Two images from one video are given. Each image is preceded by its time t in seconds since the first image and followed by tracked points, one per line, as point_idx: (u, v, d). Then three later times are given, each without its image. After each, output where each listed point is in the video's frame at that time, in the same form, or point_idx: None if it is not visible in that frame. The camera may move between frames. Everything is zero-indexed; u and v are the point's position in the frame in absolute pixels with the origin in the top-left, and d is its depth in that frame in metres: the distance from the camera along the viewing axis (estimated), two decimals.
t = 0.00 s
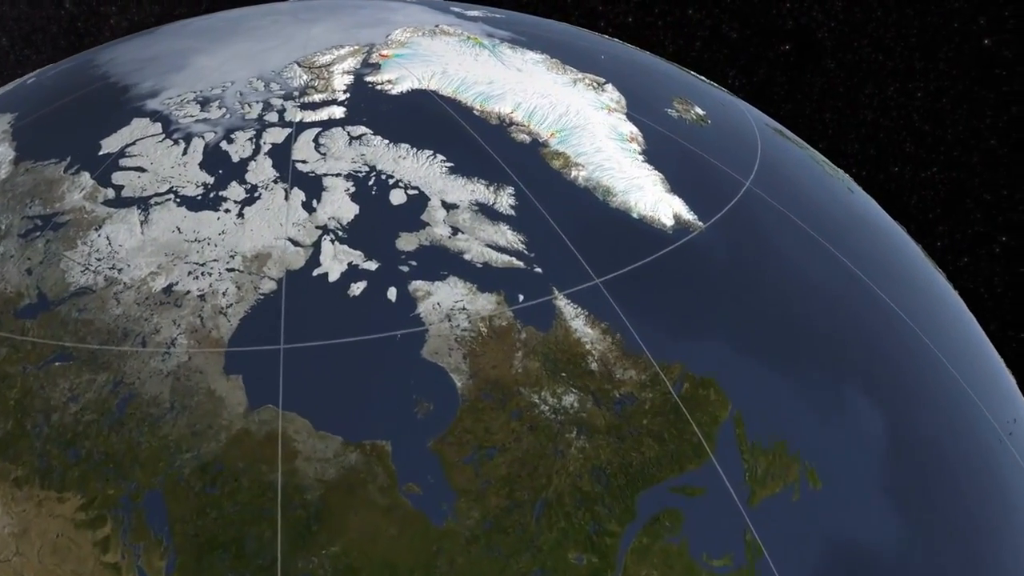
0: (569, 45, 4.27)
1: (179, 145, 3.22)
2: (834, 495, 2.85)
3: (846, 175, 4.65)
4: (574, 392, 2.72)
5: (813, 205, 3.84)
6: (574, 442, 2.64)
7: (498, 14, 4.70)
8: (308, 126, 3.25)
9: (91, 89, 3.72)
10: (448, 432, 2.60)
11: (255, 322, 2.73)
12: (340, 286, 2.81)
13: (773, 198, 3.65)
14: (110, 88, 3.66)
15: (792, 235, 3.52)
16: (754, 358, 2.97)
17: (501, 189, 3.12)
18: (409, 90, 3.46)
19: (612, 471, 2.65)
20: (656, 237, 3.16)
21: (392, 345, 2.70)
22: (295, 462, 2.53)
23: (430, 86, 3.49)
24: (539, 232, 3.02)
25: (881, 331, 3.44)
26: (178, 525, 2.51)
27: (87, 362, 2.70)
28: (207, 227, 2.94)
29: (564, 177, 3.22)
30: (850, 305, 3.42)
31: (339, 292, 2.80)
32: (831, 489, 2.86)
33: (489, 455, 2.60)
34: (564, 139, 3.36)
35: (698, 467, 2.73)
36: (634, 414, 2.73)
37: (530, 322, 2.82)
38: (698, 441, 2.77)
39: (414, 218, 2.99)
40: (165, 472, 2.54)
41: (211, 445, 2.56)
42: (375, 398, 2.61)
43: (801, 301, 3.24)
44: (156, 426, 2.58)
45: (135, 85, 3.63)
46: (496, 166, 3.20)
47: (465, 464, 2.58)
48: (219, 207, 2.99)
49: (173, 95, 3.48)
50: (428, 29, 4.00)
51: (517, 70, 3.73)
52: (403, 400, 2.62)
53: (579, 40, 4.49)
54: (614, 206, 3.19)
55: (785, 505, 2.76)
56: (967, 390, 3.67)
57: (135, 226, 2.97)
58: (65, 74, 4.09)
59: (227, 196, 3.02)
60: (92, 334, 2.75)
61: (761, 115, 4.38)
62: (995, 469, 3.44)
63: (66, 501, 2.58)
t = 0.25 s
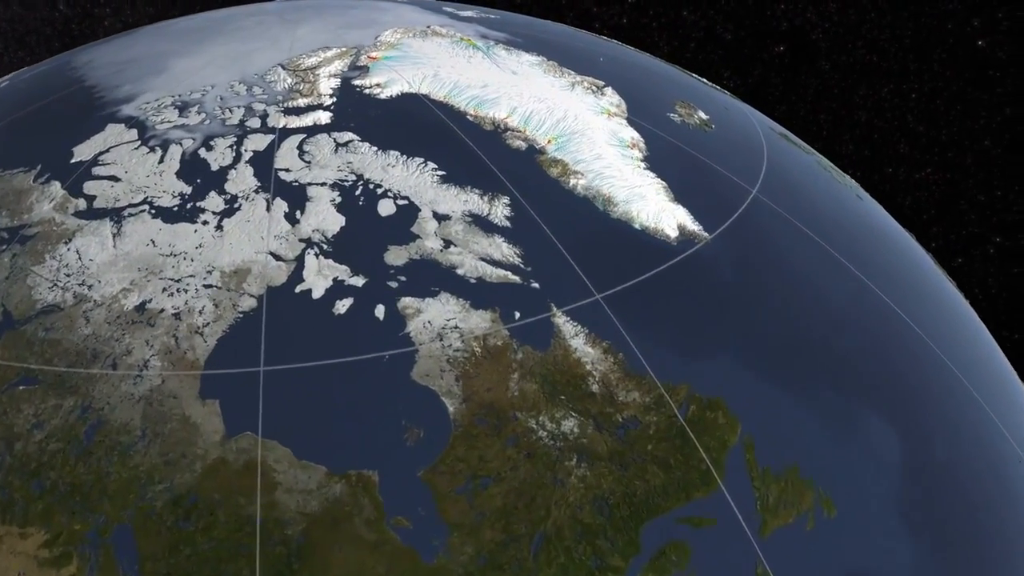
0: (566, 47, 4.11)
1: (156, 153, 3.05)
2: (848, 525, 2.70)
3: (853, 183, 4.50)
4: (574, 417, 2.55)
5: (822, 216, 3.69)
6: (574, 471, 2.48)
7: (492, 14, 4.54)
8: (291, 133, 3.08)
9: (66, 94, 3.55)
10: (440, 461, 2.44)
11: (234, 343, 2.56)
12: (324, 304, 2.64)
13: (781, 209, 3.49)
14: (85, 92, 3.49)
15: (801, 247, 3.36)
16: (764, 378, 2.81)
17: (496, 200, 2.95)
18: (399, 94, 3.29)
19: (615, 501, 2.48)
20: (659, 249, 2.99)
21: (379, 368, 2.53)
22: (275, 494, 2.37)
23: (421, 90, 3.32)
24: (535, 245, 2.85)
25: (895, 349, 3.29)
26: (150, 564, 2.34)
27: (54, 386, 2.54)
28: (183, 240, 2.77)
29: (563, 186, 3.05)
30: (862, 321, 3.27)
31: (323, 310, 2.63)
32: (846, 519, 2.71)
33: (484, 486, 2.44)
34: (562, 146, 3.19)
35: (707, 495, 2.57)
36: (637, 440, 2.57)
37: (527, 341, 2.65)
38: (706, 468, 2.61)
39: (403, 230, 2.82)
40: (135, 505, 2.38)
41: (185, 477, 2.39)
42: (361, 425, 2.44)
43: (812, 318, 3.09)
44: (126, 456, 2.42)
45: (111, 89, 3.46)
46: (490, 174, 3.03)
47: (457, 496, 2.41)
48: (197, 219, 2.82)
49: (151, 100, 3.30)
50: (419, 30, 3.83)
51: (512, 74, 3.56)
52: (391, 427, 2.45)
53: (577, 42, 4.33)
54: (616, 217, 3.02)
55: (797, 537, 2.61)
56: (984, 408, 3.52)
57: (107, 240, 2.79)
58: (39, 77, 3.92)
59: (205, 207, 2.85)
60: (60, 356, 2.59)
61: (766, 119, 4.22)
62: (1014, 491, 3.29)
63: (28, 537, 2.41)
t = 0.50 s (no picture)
0: (563, 49, 3.93)
1: (126, 162, 2.86)
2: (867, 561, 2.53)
3: (863, 192, 4.33)
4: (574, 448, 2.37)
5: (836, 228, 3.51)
6: (575, 507, 2.30)
7: (485, 15, 4.36)
8: (272, 140, 2.89)
9: (35, 98, 3.36)
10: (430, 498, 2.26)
11: (207, 368, 2.37)
12: (305, 326, 2.45)
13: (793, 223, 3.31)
14: (54, 97, 3.30)
15: (813, 260, 3.19)
16: (778, 403, 2.63)
17: (489, 212, 2.76)
18: (387, 99, 3.10)
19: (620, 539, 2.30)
20: (664, 264, 2.81)
21: (364, 395, 2.35)
22: (250, 536, 2.21)
23: (410, 95, 3.13)
24: (532, 260, 2.67)
25: (916, 370, 3.11)
26: None
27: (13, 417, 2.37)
28: (153, 256, 2.58)
29: (561, 197, 2.87)
30: (881, 340, 3.08)
31: (303, 333, 2.44)
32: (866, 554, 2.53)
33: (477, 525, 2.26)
34: (559, 154, 3.00)
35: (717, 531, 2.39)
36: (643, 472, 2.38)
37: (523, 365, 2.47)
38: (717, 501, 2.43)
39: (391, 245, 2.63)
40: (98, 548, 2.21)
41: (153, 517, 2.21)
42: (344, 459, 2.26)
43: (829, 337, 2.91)
44: (89, 493, 2.24)
45: (82, 93, 3.27)
46: (484, 184, 2.85)
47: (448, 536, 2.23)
48: (168, 233, 2.63)
49: (123, 105, 3.11)
50: (409, 31, 3.64)
51: (507, 77, 3.38)
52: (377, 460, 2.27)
53: (575, 43, 4.15)
54: (617, 230, 2.84)
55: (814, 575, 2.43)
56: (1008, 431, 3.34)
57: (72, 256, 2.60)
58: (10, 80, 3.74)
59: (177, 220, 2.66)
60: (19, 383, 2.40)
61: (773, 125, 4.04)
62: None
63: None
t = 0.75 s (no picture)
0: (561, 50, 3.77)
1: (99, 170, 2.69)
2: None
3: (873, 201, 4.18)
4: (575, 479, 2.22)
5: (849, 240, 3.36)
6: (577, 542, 2.14)
7: (479, 15, 4.20)
8: (253, 148, 2.73)
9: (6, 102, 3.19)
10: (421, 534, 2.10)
11: (180, 393, 2.21)
12: (287, 347, 2.29)
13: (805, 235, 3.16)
14: (26, 101, 3.14)
15: (824, 273, 3.03)
16: (792, 426, 2.47)
17: (484, 223, 2.61)
18: (375, 103, 2.94)
19: None
20: (669, 278, 2.65)
21: (349, 422, 2.19)
22: None
23: (400, 99, 2.98)
24: (530, 275, 2.51)
25: (937, 388, 2.95)
26: None
27: None
28: (125, 272, 2.41)
29: (560, 207, 2.71)
30: (899, 358, 2.93)
31: (285, 355, 2.28)
32: None
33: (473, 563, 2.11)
34: (557, 161, 2.85)
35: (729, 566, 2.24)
36: (649, 503, 2.23)
37: (520, 389, 2.31)
38: (729, 533, 2.27)
39: (379, 259, 2.47)
40: None
41: (121, 558, 2.05)
42: (329, 492, 2.10)
43: (845, 356, 2.75)
44: (51, 530, 2.08)
45: (55, 97, 3.11)
46: (479, 193, 2.69)
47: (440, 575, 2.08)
48: (142, 247, 2.47)
49: (97, 110, 2.95)
50: (400, 31, 3.48)
51: (502, 80, 3.22)
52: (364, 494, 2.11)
53: (573, 44, 3.99)
54: (620, 242, 2.68)
55: None
56: None
57: (38, 272, 2.44)
58: None
59: (152, 233, 2.50)
60: None
61: (779, 130, 3.89)
62: None
63: None
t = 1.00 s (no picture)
0: (559, 52, 3.60)
1: (65, 181, 2.52)
2: None
3: (886, 210, 4.00)
4: (577, 516, 2.07)
5: (866, 254, 3.18)
6: None
7: (473, 15, 4.03)
8: (231, 156, 2.55)
9: None
10: None
11: (147, 426, 2.03)
12: (264, 373, 2.11)
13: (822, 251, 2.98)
14: None
15: (840, 287, 2.86)
16: (810, 454, 2.29)
17: (478, 237, 2.43)
18: (362, 109, 2.76)
19: None
20: (676, 295, 2.47)
21: (332, 457, 2.01)
22: None
23: (388, 104, 2.80)
24: (527, 294, 2.33)
25: (960, 408, 2.78)
26: None
27: None
28: (90, 291, 2.24)
29: (559, 219, 2.53)
30: (921, 377, 2.75)
31: (262, 382, 2.10)
32: None
33: None
34: (556, 170, 2.67)
35: None
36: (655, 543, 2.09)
37: (518, 418, 2.14)
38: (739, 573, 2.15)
39: (365, 277, 2.29)
40: None
41: None
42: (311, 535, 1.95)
43: (867, 379, 2.58)
44: None
45: (22, 101, 2.93)
46: (472, 205, 2.51)
47: None
48: (109, 264, 2.29)
49: (66, 116, 2.77)
50: (389, 31, 3.30)
51: (496, 84, 3.04)
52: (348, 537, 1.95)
53: (570, 46, 3.82)
54: (623, 257, 2.50)
55: None
56: None
57: None
58: None
59: (120, 249, 2.32)
60: None
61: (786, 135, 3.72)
62: None
63: None
